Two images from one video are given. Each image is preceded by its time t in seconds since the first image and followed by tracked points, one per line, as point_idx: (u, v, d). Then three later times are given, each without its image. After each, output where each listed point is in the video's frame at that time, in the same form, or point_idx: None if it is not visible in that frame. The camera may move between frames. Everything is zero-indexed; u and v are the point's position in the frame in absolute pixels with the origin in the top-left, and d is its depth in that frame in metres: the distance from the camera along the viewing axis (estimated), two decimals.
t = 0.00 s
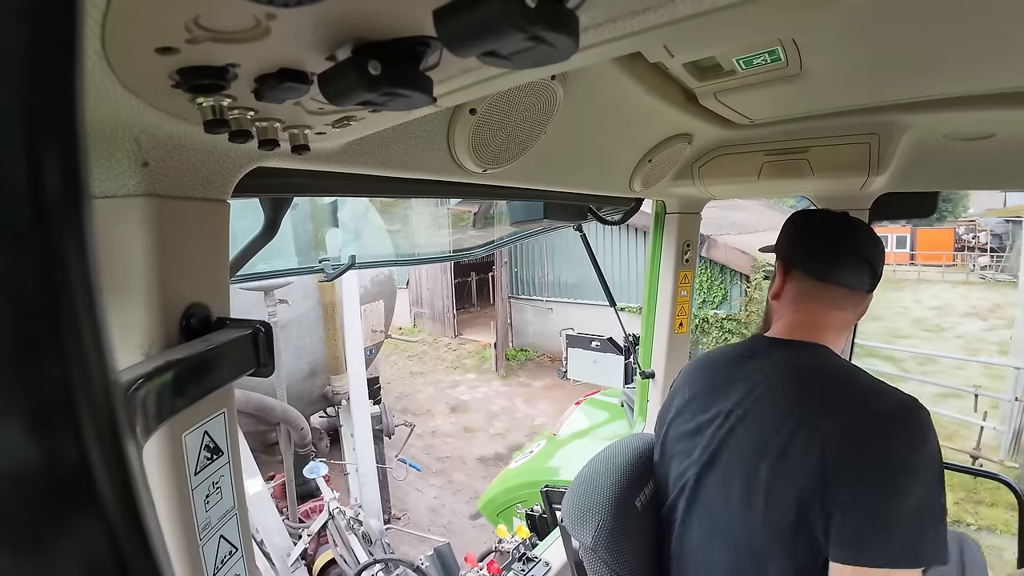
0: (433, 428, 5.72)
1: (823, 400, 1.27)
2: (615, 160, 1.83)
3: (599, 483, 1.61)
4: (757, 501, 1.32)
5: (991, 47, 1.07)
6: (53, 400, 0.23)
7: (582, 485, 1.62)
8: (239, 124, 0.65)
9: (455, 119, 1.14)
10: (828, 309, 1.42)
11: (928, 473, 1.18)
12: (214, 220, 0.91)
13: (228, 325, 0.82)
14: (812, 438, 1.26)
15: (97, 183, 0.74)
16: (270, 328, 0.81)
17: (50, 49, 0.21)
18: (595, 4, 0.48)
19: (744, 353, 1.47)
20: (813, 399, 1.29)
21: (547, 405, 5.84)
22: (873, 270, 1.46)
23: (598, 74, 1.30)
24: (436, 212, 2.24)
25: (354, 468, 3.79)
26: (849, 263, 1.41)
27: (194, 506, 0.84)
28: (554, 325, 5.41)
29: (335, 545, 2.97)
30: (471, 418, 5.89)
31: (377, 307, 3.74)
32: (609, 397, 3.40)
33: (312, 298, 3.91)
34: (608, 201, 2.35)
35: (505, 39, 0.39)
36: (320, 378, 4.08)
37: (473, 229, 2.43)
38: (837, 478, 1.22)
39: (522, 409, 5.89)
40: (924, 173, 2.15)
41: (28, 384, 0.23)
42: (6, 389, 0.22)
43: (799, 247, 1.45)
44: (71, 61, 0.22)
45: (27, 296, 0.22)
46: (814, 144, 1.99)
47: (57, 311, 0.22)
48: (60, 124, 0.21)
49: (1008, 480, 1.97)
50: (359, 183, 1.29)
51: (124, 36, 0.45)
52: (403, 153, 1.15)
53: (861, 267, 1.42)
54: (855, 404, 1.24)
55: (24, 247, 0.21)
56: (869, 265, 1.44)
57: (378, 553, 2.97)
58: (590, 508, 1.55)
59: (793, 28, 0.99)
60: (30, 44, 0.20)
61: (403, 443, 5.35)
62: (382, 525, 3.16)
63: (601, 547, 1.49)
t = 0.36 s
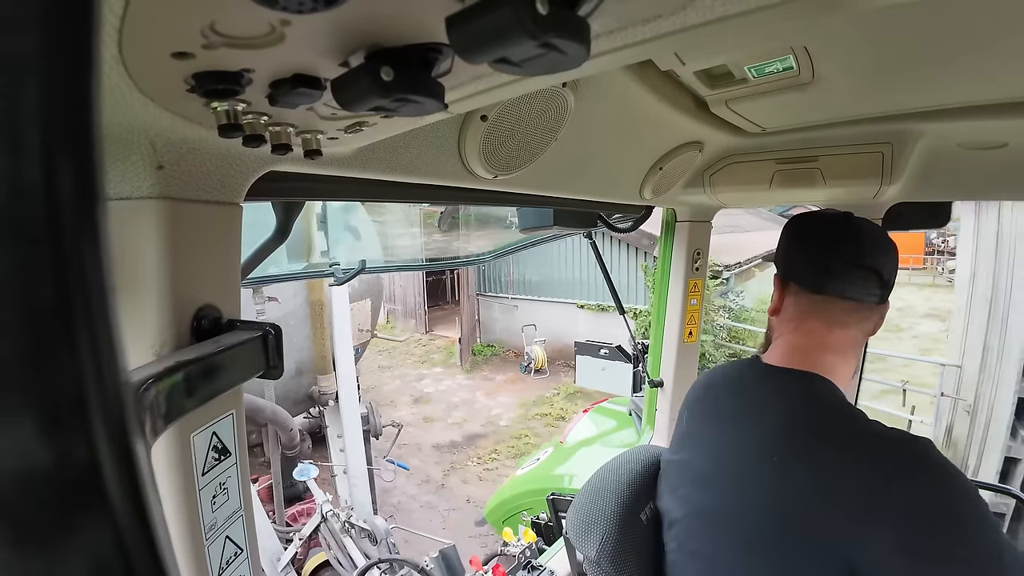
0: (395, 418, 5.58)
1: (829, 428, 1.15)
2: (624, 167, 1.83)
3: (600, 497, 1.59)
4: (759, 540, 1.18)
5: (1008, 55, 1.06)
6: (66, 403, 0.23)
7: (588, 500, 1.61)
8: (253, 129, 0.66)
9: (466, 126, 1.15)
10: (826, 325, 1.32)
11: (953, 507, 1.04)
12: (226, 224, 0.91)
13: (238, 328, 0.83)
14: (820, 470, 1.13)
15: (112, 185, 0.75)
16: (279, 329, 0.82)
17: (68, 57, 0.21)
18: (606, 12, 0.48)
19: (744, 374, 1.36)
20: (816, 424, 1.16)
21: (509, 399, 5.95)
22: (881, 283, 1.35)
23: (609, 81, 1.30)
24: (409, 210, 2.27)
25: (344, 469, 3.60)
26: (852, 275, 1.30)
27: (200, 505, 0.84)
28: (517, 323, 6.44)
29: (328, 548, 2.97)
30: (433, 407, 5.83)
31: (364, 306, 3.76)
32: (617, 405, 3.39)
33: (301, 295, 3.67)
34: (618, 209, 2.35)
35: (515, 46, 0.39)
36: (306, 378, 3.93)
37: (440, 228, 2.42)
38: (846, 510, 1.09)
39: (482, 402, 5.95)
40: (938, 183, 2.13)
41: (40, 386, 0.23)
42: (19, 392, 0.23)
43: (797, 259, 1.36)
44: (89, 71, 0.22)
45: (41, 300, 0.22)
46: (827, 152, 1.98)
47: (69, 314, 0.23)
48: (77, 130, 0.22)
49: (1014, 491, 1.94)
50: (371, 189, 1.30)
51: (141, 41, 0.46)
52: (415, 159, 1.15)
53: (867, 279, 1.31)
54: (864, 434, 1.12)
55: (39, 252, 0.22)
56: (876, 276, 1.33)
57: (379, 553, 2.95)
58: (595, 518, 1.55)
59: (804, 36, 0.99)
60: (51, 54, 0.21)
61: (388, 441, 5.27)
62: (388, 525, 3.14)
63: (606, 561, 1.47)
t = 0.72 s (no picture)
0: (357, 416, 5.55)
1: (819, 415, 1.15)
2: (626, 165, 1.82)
3: (602, 490, 1.59)
4: (754, 529, 1.19)
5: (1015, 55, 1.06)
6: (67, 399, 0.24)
7: (588, 492, 1.61)
8: (255, 125, 0.66)
9: (468, 122, 1.15)
10: (829, 312, 1.31)
11: (937, 487, 1.07)
12: (228, 220, 0.91)
13: (239, 324, 0.83)
14: (811, 455, 1.13)
15: (115, 181, 0.75)
16: (280, 326, 0.83)
17: (74, 57, 0.21)
18: (608, 10, 0.48)
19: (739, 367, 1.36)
20: (803, 417, 1.17)
21: (467, 394, 5.85)
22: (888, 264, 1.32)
23: (612, 80, 1.30)
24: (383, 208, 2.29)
25: (331, 472, 3.52)
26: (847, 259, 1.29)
27: (202, 500, 0.85)
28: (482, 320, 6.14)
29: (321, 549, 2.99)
30: (393, 403, 5.81)
31: (346, 309, 3.61)
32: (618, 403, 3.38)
33: (282, 296, 3.24)
34: (620, 207, 2.34)
35: (518, 44, 0.39)
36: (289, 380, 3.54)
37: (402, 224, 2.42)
38: (837, 497, 1.10)
39: (439, 396, 5.88)
40: (941, 183, 2.12)
41: (43, 381, 0.23)
42: (22, 387, 0.23)
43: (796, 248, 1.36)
44: (93, 70, 0.22)
45: (46, 296, 0.22)
46: (830, 151, 1.98)
47: (71, 309, 0.23)
48: (83, 127, 0.22)
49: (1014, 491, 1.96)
50: (372, 185, 1.30)
51: (143, 37, 0.46)
52: (418, 155, 1.16)
53: (870, 261, 1.29)
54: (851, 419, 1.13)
55: (45, 248, 0.22)
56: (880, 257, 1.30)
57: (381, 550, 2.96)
58: (598, 510, 1.55)
59: (808, 34, 0.98)
60: (56, 54, 0.21)
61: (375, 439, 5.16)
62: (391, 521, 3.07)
63: (611, 552, 1.49)
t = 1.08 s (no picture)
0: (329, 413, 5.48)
1: (766, 419, 1.29)
2: (625, 162, 1.82)
3: (600, 485, 1.60)
4: (702, 515, 1.33)
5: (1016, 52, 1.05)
6: (68, 399, 0.24)
7: (588, 489, 1.61)
8: (253, 123, 0.66)
9: (468, 120, 1.15)
10: (788, 317, 1.43)
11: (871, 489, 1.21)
12: (227, 218, 0.91)
13: (239, 322, 0.83)
14: (770, 447, 1.25)
15: (114, 179, 0.75)
16: (280, 324, 0.83)
17: (71, 55, 0.21)
18: (607, 7, 0.48)
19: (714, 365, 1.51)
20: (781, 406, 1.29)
21: (432, 391, 5.37)
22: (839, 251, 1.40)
23: (611, 78, 1.30)
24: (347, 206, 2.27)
25: (320, 476, 3.49)
26: (804, 259, 1.40)
27: (202, 498, 0.85)
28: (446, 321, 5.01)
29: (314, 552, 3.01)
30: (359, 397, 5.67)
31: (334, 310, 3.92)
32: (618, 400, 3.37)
33: (271, 298, 3.13)
34: (620, 204, 2.34)
35: (517, 41, 0.39)
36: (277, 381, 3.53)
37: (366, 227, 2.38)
38: (784, 489, 1.21)
39: (406, 392, 5.37)
40: (940, 181, 2.12)
41: (44, 380, 0.23)
42: (24, 386, 0.23)
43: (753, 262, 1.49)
44: (91, 67, 0.22)
45: (47, 295, 0.22)
46: (829, 149, 1.98)
47: (72, 308, 0.23)
48: (83, 124, 0.22)
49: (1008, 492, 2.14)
50: (371, 183, 1.30)
51: (141, 35, 0.46)
52: (417, 153, 1.15)
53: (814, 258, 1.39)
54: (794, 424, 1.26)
55: (45, 246, 0.22)
56: (825, 249, 1.39)
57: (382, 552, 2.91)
58: (597, 509, 1.54)
59: (807, 31, 0.98)
60: (55, 52, 0.21)
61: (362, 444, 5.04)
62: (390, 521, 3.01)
63: (607, 554, 1.48)
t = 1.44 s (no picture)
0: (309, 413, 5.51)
1: (754, 445, 1.26)
2: (625, 167, 1.82)
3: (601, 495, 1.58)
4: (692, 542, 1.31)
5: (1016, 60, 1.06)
6: (67, 399, 0.24)
7: (587, 495, 1.60)
8: (255, 126, 0.66)
9: (469, 124, 1.15)
10: (777, 333, 1.41)
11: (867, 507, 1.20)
12: (228, 222, 0.91)
13: (238, 325, 0.83)
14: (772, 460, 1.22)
15: (115, 181, 0.75)
16: (280, 327, 0.83)
17: (72, 56, 0.21)
18: (609, 13, 0.48)
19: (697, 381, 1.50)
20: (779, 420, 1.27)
21: (406, 388, 5.72)
22: (829, 263, 1.36)
23: (612, 83, 1.30)
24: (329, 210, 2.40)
25: (312, 479, 3.52)
26: (794, 272, 1.37)
27: (199, 501, 0.85)
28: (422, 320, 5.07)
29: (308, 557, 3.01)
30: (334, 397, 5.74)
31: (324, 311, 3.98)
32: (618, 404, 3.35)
33: (261, 300, 3.08)
34: (621, 210, 2.35)
35: (519, 46, 0.39)
36: (268, 386, 3.47)
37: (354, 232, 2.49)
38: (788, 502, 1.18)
39: (381, 390, 5.68)
40: (940, 188, 2.13)
41: (44, 381, 0.23)
42: (23, 387, 0.23)
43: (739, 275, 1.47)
44: (93, 65, 0.22)
45: (47, 295, 0.22)
46: (830, 154, 1.97)
47: (71, 308, 0.23)
48: (84, 124, 0.22)
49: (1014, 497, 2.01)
50: (372, 187, 1.30)
51: (144, 39, 0.46)
52: (416, 156, 1.15)
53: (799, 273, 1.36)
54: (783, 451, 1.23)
55: (45, 246, 0.22)
56: (812, 263, 1.35)
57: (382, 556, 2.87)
58: (597, 517, 1.53)
59: (808, 37, 0.98)
60: (58, 52, 0.21)
61: (354, 445, 5.25)
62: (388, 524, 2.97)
63: (607, 559, 1.49)
